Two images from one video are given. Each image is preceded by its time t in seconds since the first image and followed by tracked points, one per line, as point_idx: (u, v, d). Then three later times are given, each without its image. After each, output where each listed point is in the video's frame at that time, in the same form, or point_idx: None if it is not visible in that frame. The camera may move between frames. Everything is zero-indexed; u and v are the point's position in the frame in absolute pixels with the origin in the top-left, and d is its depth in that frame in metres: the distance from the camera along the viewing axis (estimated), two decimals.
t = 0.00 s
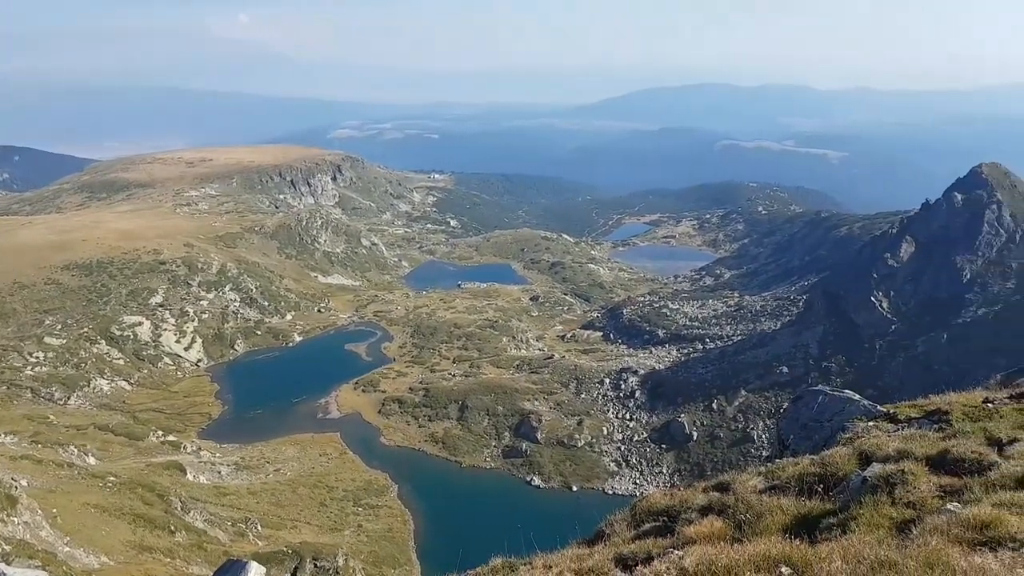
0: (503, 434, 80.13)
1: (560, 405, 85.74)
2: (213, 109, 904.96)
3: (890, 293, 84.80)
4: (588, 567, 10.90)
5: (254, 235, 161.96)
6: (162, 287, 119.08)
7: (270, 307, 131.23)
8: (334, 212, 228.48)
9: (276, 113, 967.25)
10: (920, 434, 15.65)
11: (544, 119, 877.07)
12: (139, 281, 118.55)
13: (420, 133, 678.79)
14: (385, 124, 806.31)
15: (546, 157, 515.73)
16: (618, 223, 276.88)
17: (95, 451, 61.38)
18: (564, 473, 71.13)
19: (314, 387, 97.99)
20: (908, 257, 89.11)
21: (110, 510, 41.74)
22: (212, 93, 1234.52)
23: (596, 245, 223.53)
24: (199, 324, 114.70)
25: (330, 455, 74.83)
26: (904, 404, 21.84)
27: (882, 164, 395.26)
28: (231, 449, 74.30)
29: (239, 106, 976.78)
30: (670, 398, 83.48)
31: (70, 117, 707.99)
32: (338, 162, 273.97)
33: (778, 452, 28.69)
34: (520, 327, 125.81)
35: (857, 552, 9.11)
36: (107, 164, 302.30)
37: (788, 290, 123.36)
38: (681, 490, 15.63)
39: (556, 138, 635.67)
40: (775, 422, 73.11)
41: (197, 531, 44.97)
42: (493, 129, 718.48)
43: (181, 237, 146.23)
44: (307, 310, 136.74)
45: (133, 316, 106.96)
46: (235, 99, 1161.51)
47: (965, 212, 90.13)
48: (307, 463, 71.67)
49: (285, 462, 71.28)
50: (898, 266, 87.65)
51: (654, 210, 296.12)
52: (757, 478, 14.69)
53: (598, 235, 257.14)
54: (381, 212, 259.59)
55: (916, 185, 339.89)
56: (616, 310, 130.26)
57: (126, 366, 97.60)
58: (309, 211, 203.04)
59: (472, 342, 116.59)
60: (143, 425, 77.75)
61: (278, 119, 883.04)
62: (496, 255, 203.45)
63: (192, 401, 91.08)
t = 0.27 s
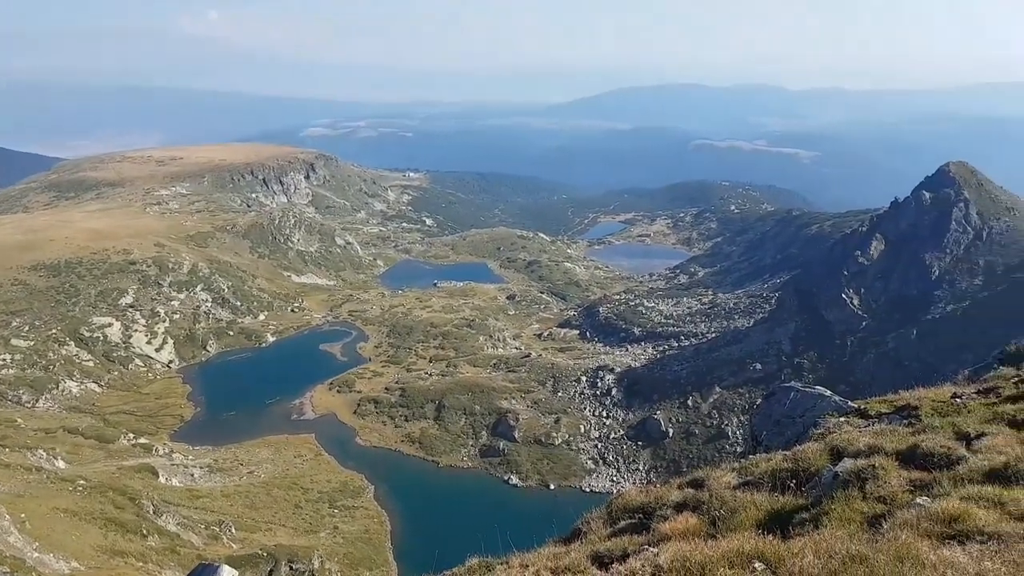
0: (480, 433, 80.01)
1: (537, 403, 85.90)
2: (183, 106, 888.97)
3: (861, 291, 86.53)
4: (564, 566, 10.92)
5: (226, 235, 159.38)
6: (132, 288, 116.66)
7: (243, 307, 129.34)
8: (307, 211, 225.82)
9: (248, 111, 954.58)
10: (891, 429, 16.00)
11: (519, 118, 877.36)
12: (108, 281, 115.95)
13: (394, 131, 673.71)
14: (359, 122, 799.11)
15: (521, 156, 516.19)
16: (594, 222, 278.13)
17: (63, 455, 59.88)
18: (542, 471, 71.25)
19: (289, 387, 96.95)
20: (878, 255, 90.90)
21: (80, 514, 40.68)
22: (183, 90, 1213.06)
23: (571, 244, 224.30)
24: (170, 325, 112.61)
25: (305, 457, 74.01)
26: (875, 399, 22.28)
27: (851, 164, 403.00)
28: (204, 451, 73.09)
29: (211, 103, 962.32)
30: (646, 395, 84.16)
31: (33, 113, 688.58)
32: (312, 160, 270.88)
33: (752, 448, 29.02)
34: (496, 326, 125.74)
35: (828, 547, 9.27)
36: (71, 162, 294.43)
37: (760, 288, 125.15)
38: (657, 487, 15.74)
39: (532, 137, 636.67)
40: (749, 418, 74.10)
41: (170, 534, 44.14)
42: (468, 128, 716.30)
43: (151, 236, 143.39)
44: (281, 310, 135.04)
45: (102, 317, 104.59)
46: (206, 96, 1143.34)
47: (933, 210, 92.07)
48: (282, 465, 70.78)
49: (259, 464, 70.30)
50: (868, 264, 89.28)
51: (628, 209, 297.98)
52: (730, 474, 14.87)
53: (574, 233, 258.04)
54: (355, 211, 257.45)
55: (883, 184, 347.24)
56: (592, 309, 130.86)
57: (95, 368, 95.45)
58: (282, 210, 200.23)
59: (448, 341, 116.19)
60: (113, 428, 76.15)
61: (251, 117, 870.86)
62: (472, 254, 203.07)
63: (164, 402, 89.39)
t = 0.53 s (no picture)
0: (462, 433, 79.80)
1: (520, 402, 85.90)
2: (159, 105, 876.11)
3: (839, 288, 87.69)
4: (547, 565, 10.91)
5: (204, 235, 157.14)
6: (108, 289, 114.64)
7: (221, 308, 127.68)
8: (286, 211, 223.46)
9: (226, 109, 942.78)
10: (869, 426, 16.23)
11: (500, 117, 876.37)
12: (83, 282, 113.78)
13: (374, 130, 669.11)
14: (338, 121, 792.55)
15: (502, 155, 515.76)
16: (575, 221, 278.77)
17: (37, 459, 58.64)
18: (524, 470, 71.25)
19: (269, 388, 96.13)
20: (856, 253, 92.07)
21: (57, 519, 39.84)
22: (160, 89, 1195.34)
23: (552, 244, 224.63)
24: (148, 326, 110.81)
25: (285, 459, 73.26)
26: (852, 397, 22.56)
27: (828, 164, 408.31)
28: (182, 454, 72.12)
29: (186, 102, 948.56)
30: (628, 393, 84.58)
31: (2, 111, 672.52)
32: (291, 160, 268.43)
33: (731, 445, 29.24)
34: (478, 326, 125.53)
35: (808, 544, 9.37)
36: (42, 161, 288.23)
37: (740, 287, 126.43)
38: (638, 485, 15.79)
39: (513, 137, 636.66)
40: (729, 415, 74.77)
41: (149, 538, 43.46)
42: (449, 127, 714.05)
43: (127, 236, 141.05)
44: (261, 311, 133.52)
45: (78, 318, 102.57)
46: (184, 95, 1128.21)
47: (909, 208, 93.33)
48: (262, 467, 70.03)
49: (239, 467, 69.43)
50: (846, 262, 90.35)
51: (609, 208, 299.19)
52: (712, 472, 14.96)
53: (555, 233, 258.42)
54: (335, 210, 255.28)
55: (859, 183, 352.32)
56: (574, 308, 131.21)
57: (70, 371, 93.60)
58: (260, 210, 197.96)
59: (430, 341, 115.70)
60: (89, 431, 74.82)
61: (228, 116, 860.30)
62: (453, 254, 202.47)
63: (142, 405, 87.91)
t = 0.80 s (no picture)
0: (447, 434, 79.57)
1: (504, 402, 85.86)
2: (137, 104, 865.10)
3: (819, 287, 88.90)
4: (531, 565, 10.90)
5: (184, 236, 155.26)
6: (88, 290, 112.80)
7: (203, 309, 126.32)
8: (268, 211, 221.56)
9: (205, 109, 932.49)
10: (852, 424, 16.42)
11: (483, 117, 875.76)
12: (63, 284, 111.91)
13: (357, 130, 665.71)
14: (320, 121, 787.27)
15: (485, 155, 515.65)
16: (558, 221, 279.42)
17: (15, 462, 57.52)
18: (509, 470, 71.29)
19: (253, 389, 95.35)
20: (837, 251, 93.40)
21: (38, 523, 38.96)
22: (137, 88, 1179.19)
23: (536, 244, 224.96)
24: (129, 328, 109.21)
25: (268, 461, 72.54)
26: (834, 395, 22.81)
27: (807, 163, 412.99)
28: (164, 457, 71.24)
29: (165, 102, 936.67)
30: (612, 392, 84.90)
31: None
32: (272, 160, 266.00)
33: (715, 444, 29.43)
34: (462, 326, 125.35)
35: (790, 542, 9.45)
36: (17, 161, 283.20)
37: (722, 286, 127.52)
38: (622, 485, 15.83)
39: (495, 136, 636.86)
40: (713, 414, 75.26)
41: (132, 541, 42.72)
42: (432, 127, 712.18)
43: (107, 237, 139.00)
44: (242, 312, 132.16)
45: (58, 320, 100.80)
46: (162, 95, 1113.82)
47: (889, 207, 94.70)
48: (245, 469, 69.33)
49: (222, 469, 68.65)
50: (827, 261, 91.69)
51: (592, 208, 300.15)
52: (694, 470, 15.05)
53: (539, 232, 258.87)
54: (317, 210, 253.59)
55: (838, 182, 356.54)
56: (557, 307, 131.48)
57: (51, 373, 91.99)
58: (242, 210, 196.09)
59: (414, 342, 115.29)
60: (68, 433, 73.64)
61: (208, 116, 850.95)
62: (437, 254, 201.97)
63: (123, 407, 86.60)
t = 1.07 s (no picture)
0: (433, 435, 79.34)
1: (491, 403, 85.73)
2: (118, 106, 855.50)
3: (804, 287, 90.52)
4: (518, 566, 10.89)
5: (168, 239, 153.81)
6: (73, 293, 111.25)
7: (188, 312, 125.11)
8: (253, 213, 220.15)
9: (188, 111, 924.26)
10: (837, 422, 16.57)
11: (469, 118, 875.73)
12: (46, 287, 110.41)
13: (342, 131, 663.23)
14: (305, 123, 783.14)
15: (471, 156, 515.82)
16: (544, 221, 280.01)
17: None
18: (497, 471, 71.29)
19: (241, 391, 94.61)
20: (822, 250, 95.17)
21: (24, 528, 38.47)
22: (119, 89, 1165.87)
23: (522, 244, 225.35)
24: (113, 331, 107.89)
25: (254, 463, 71.83)
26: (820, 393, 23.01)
27: (792, 161, 415.37)
28: (150, 459, 70.54)
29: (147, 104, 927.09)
30: (599, 392, 85.08)
31: None
32: (258, 163, 264.09)
33: (701, 443, 29.56)
34: (450, 327, 125.18)
35: (777, 541, 9.52)
36: None
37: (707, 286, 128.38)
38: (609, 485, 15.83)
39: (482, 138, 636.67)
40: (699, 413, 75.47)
41: (118, 545, 42.05)
42: (417, 128, 711.10)
43: (90, 240, 137.38)
44: (228, 315, 130.99)
45: (43, 324, 99.34)
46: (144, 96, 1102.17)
47: (873, 206, 96.14)
48: (231, 472, 68.68)
49: (208, 472, 67.90)
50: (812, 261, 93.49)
51: (578, 209, 301.15)
52: (681, 470, 15.11)
53: (525, 233, 259.31)
54: (303, 212, 252.31)
55: (822, 180, 359.00)
56: (544, 308, 131.77)
57: (36, 377, 90.65)
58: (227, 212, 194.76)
59: (401, 343, 114.90)
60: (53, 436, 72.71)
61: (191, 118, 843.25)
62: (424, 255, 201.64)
63: (108, 411, 85.44)
